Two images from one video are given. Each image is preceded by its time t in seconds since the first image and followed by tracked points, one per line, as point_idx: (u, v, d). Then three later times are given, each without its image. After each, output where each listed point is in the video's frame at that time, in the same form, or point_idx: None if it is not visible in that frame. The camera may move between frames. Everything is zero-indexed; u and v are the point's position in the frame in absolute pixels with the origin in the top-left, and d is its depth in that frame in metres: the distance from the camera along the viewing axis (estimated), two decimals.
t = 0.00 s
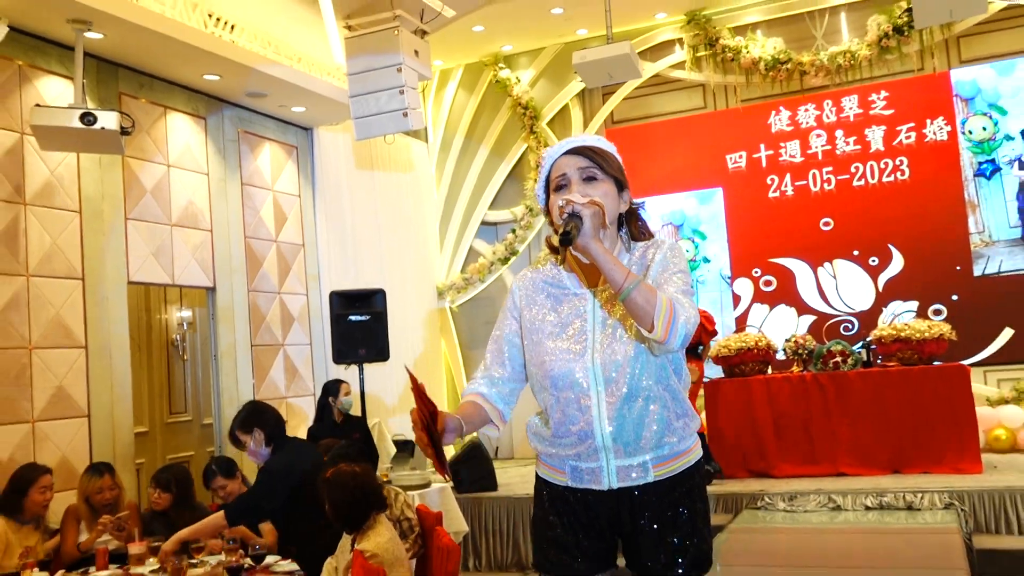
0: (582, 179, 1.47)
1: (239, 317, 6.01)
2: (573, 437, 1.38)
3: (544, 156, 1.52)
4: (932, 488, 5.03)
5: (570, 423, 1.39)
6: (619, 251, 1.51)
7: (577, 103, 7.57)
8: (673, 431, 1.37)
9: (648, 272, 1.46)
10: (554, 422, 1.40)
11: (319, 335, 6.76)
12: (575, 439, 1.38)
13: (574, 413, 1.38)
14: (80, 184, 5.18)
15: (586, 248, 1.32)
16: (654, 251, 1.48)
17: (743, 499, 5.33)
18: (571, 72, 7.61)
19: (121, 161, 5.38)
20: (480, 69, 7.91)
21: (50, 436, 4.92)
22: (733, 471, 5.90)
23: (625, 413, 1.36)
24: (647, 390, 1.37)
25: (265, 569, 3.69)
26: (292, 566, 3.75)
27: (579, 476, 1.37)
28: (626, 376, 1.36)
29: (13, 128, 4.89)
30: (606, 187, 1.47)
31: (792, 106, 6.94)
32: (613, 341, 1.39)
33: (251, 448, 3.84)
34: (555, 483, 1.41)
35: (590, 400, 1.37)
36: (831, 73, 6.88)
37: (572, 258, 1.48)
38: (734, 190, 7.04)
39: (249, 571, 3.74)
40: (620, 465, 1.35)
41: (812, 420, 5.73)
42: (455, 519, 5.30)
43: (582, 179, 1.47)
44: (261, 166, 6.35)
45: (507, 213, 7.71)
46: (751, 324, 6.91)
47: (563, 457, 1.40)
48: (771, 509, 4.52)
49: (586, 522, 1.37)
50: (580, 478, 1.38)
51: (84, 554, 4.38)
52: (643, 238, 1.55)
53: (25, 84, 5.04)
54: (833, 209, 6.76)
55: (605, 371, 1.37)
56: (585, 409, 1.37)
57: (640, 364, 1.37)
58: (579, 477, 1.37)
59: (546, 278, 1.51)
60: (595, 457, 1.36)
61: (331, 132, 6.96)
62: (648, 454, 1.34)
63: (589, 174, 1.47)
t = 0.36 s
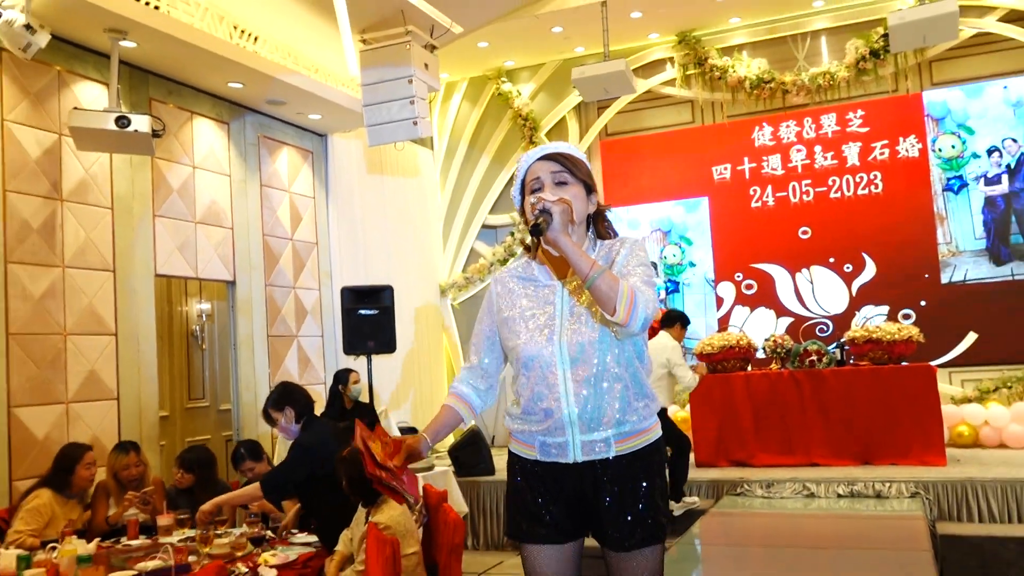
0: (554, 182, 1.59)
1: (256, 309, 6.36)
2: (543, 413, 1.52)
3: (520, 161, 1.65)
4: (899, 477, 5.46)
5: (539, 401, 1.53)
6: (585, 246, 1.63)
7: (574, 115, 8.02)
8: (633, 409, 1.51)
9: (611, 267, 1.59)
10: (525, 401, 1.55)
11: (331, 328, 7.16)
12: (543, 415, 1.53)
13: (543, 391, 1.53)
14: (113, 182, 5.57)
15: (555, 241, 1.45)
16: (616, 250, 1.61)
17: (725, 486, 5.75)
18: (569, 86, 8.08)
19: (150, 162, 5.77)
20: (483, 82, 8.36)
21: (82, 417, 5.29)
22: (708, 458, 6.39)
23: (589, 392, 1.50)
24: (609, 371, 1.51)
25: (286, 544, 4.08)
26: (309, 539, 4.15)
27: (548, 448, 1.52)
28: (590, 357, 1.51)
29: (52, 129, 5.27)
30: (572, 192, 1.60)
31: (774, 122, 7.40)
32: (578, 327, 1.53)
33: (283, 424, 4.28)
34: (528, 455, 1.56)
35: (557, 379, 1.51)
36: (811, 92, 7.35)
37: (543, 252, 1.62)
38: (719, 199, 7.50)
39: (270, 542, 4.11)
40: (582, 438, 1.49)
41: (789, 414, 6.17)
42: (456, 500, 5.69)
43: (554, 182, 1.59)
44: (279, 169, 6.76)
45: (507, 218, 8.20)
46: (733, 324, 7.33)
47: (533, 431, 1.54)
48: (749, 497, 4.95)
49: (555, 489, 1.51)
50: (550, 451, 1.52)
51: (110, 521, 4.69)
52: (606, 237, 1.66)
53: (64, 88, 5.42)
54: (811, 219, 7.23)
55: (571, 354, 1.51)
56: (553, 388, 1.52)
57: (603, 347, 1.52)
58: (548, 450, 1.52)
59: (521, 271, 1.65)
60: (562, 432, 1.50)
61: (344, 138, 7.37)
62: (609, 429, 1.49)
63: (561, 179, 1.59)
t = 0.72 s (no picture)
0: (541, 188, 1.67)
1: (285, 309, 6.82)
2: (535, 404, 1.61)
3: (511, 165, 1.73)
4: (888, 461, 5.82)
5: (532, 392, 1.61)
6: (569, 245, 1.73)
7: (580, 124, 8.43)
8: (619, 392, 1.58)
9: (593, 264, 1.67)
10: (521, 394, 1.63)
11: (352, 325, 7.61)
12: (536, 403, 1.61)
13: (534, 383, 1.61)
14: (151, 190, 5.99)
15: (538, 243, 1.54)
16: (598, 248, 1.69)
17: (723, 470, 6.07)
18: (574, 96, 8.51)
19: (186, 171, 6.20)
20: (494, 93, 8.82)
21: (125, 408, 5.71)
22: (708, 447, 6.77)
23: (577, 380, 1.58)
24: (596, 359, 1.59)
25: (320, 522, 4.45)
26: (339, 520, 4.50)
27: (543, 433, 1.60)
28: (577, 347, 1.59)
29: (95, 140, 5.68)
30: (556, 196, 1.67)
31: (768, 129, 7.84)
32: (564, 320, 1.61)
33: (321, 409, 4.75)
34: (525, 441, 1.64)
35: (547, 371, 1.60)
36: (803, 100, 7.76)
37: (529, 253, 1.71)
38: (716, 202, 7.94)
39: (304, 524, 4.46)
40: (572, 424, 1.57)
41: (784, 402, 6.59)
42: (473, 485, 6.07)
43: (541, 187, 1.68)
44: (304, 177, 7.18)
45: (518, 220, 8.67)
46: (730, 320, 7.74)
47: (528, 420, 1.63)
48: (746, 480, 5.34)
49: (551, 472, 1.59)
50: (545, 436, 1.60)
51: (158, 504, 5.09)
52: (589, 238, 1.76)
53: (106, 102, 5.83)
54: (803, 219, 7.65)
55: (558, 346, 1.60)
56: (544, 379, 1.60)
57: (588, 338, 1.59)
58: (544, 435, 1.60)
59: (510, 273, 1.73)
60: (554, 418, 1.58)
61: (364, 147, 7.79)
62: (598, 412, 1.56)
63: (547, 183, 1.68)
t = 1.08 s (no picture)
0: (577, 175, 1.74)
1: (321, 291, 7.40)
2: (565, 375, 1.69)
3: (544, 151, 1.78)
4: (888, 430, 6.18)
5: (562, 364, 1.69)
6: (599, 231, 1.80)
7: (594, 115, 8.87)
8: (647, 366, 1.67)
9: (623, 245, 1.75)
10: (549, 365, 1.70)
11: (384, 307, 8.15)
12: (567, 374, 1.68)
13: (564, 356, 1.69)
14: (197, 181, 6.44)
15: (578, 227, 1.61)
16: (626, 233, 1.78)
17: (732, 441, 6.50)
18: (590, 89, 8.93)
19: (228, 163, 6.65)
20: (514, 86, 9.21)
21: (175, 384, 6.17)
22: (719, 419, 7.13)
23: (607, 353, 1.66)
24: (623, 333, 1.68)
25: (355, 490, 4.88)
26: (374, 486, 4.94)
27: (572, 403, 1.67)
28: (606, 322, 1.68)
29: (145, 134, 6.12)
30: (588, 185, 1.74)
31: (774, 119, 8.21)
32: (594, 297, 1.69)
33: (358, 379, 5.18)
34: (553, 410, 1.71)
35: (577, 344, 1.68)
36: (808, 91, 8.13)
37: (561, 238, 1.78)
38: (725, 188, 8.32)
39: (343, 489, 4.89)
40: (603, 396, 1.64)
41: (789, 378, 6.96)
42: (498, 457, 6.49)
43: (576, 174, 1.74)
44: (337, 167, 7.63)
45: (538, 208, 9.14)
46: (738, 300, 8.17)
47: (559, 391, 1.69)
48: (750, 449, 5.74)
49: (578, 435, 1.67)
50: (574, 406, 1.67)
51: (208, 471, 5.54)
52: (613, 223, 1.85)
53: (154, 100, 6.27)
54: (809, 204, 8.02)
55: (589, 320, 1.68)
56: (575, 352, 1.68)
57: (618, 314, 1.68)
58: (573, 403, 1.67)
59: (538, 254, 1.81)
60: (585, 389, 1.66)
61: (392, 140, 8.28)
62: (627, 383, 1.64)
63: (580, 172, 1.75)
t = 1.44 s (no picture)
0: (572, 169, 1.99)
1: (316, 275, 7.82)
2: (565, 349, 1.92)
3: (540, 145, 2.01)
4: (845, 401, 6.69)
5: (562, 339, 1.92)
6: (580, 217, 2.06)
7: (575, 107, 9.33)
8: (628, 344, 1.98)
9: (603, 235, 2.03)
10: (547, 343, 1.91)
11: (376, 290, 8.63)
12: (566, 350, 1.92)
13: (564, 333, 1.92)
14: (198, 170, 6.79)
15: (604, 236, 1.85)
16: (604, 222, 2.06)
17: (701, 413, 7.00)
18: (572, 82, 9.38)
19: (228, 154, 7.01)
20: (499, 79, 9.64)
21: (179, 362, 6.55)
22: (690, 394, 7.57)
23: (602, 331, 1.93)
24: (611, 314, 1.97)
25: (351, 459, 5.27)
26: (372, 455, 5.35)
27: (571, 375, 1.91)
28: (600, 305, 1.95)
29: (149, 126, 6.44)
30: (577, 178, 2.00)
31: (744, 111, 8.66)
32: (590, 282, 1.95)
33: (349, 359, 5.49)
34: (549, 382, 1.93)
35: (577, 323, 1.93)
36: (776, 84, 8.61)
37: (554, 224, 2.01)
38: (697, 176, 8.80)
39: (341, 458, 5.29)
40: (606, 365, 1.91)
41: (756, 353, 7.49)
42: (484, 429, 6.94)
43: (570, 169, 1.99)
44: (331, 157, 8.07)
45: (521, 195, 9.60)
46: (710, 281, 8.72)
47: (558, 362, 1.92)
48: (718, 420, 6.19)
49: (573, 406, 1.91)
50: (572, 378, 1.91)
51: (213, 444, 5.91)
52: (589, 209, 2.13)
53: (157, 93, 6.60)
54: (775, 192, 8.50)
55: (587, 302, 1.94)
56: (575, 330, 1.92)
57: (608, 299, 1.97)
58: (572, 376, 1.91)
59: (525, 240, 2.02)
60: (585, 363, 1.90)
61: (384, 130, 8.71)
62: (618, 357, 1.94)
63: (574, 167, 2.00)
